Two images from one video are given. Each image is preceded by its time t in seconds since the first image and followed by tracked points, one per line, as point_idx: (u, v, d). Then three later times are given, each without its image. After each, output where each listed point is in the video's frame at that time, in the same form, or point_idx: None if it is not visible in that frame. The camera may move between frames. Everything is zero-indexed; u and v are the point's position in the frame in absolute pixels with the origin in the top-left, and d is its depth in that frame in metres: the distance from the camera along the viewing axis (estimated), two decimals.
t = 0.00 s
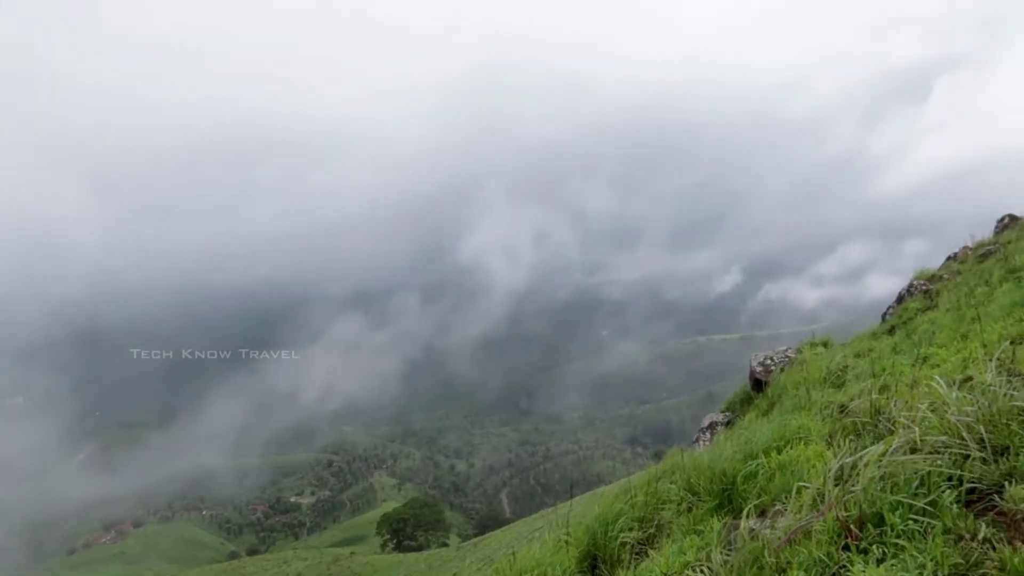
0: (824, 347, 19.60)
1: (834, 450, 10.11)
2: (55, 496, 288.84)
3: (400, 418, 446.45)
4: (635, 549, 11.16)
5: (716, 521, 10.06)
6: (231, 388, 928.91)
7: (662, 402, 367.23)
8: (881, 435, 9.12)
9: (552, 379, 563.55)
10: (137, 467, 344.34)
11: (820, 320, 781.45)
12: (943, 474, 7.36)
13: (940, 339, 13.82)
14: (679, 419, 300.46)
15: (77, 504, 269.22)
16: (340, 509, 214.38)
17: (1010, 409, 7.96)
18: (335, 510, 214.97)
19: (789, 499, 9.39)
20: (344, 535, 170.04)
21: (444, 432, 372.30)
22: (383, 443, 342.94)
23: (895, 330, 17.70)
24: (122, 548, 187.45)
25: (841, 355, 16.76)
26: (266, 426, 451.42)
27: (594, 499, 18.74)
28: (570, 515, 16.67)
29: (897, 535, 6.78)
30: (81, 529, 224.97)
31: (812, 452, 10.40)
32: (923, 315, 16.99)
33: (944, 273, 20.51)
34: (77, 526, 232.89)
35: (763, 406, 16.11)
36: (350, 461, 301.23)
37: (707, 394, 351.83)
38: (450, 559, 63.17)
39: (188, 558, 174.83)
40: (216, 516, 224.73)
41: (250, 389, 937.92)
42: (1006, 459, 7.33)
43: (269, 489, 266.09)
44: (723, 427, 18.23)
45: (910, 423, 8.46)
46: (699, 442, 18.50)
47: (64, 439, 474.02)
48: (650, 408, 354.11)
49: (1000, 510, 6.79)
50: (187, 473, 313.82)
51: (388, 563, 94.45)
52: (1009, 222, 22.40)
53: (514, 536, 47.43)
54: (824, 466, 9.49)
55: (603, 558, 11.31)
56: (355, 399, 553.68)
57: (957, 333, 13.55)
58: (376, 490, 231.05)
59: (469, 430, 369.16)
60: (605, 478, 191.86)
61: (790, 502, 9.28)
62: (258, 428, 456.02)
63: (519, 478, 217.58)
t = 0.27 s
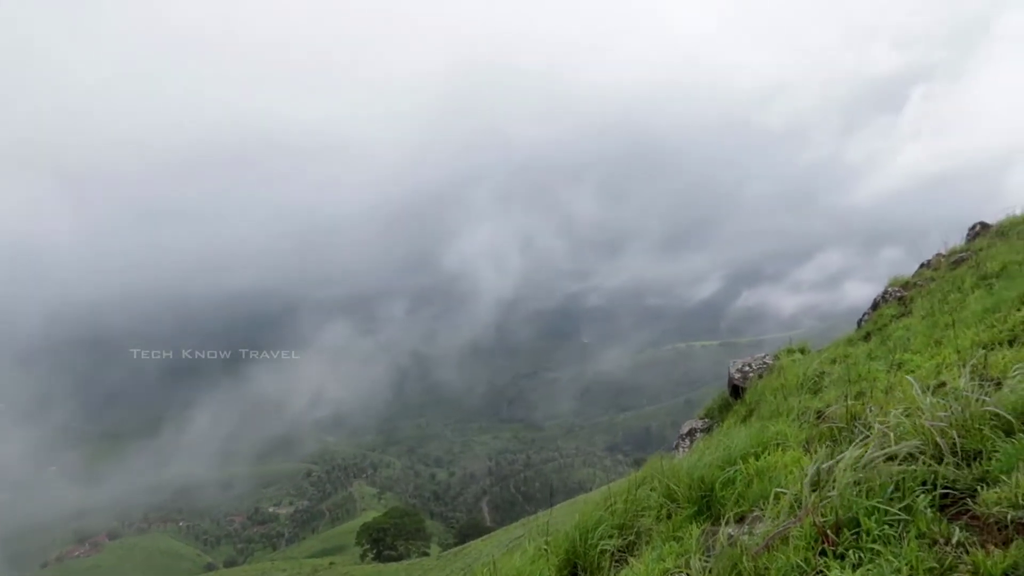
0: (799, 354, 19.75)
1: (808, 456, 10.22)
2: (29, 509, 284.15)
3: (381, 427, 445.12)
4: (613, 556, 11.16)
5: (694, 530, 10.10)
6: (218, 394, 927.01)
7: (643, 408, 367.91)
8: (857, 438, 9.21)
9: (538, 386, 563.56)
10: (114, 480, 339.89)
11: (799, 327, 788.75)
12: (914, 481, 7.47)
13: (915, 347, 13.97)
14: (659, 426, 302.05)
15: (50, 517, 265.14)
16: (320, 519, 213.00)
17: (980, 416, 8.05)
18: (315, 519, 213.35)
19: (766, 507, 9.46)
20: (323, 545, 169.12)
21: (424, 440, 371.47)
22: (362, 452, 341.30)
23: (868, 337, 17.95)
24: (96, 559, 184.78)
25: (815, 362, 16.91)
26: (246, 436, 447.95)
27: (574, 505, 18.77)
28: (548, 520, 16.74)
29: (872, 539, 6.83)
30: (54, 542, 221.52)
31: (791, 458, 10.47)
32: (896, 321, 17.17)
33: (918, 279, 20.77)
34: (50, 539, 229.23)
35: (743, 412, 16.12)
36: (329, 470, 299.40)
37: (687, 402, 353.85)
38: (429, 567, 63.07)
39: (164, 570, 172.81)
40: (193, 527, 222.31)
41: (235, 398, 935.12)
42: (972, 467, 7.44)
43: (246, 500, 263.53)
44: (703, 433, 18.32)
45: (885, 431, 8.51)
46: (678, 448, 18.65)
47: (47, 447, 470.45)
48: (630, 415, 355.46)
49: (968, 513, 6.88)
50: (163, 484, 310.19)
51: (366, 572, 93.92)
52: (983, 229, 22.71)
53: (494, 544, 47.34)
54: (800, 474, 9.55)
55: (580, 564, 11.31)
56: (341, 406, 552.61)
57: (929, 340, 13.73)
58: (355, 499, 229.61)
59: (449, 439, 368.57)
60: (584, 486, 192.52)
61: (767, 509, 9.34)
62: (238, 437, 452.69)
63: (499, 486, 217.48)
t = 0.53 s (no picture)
0: (786, 361, 19.88)
1: (795, 463, 10.26)
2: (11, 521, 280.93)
3: (368, 436, 443.23)
4: (599, 565, 11.15)
5: (682, 535, 10.13)
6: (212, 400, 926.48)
7: (631, 416, 368.16)
8: (837, 449, 9.28)
9: (531, 393, 563.59)
10: (97, 492, 336.61)
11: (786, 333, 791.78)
12: (900, 485, 7.51)
13: (898, 353, 14.10)
14: (647, 433, 302.36)
15: (32, 529, 262.26)
16: (306, 529, 211.68)
17: (957, 421, 8.14)
18: (301, 530, 211.96)
19: (751, 512, 9.48)
20: (310, 555, 168.11)
21: (412, 449, 370.08)
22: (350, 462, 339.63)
23: (854, 343, 18.04)
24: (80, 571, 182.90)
25: (802, 369, 16.99)
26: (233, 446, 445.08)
27: (560, 511, 18.80)
28: (536, 527, 16.77)
29: (851, 548, 6.87)
30: (36, 555, 219.01)
31: (776, 468, 10.51)
32: (882, 329, 17.31)
33: (902, 286, 20.95)
34: (32, 551, 226.63)
35: (726, 422, 16.19)
36: (316, 480, 297.88)
37: (675, 408, 354.52)
38: None
39: None
40: (178, 538, 220.35)
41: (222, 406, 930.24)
42: (955, 472, 7.50)
43: (231, 510, 261.45)
44: (688, 440, 18.41)
45: (867, 439, 8.58)
46: (666, 457, 18.65)
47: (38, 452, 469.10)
48: (619, 422, 355.59)
49: (952, 519, 6.95)
50: (148, 495, 307.46)
51: None
52: (962, 236, 22.97)
53: (483, 552, 47.11)
54: (780, 481, 9.60)
55: (567, 571, 11.31)
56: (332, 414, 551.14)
57: (912, 348, 13.85)
58: (342, 509, 228.43)
59: (437, 447, 367.39)
60: (573, 494, 192.48)
61: (756, 513, 9.33)
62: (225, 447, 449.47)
63: (487, 494, 216.90)
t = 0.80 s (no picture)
0: (770, 368, 20.01)
1: (778, 472, 10.30)
2: None
3: (354, 446, 441.32)
4: (584, 574, 11.16)
5: (667, 545, 10.13)
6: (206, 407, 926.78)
7: (617, 424, 368.53)
8: (822, 457, 9.30)
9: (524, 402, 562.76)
10: (79, 503, 333.02)
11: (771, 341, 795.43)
12: (882, 494, 7.54)
13: (882, 359, 14.20)
14: (633, 442, 302.68)
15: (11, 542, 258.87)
16: (290, 539, 210.14)
17: (940, 426, 8.21)
18: (284, 540, 210.49)
19: (734, 521, 9.52)
20: (293, 566, 166.92)
21: (397, 458, 368.78)
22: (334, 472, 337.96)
23: (836, 352, 18.19)
24: None
25: (785, 377, 17.09)
26: (217, 456, 441.64)
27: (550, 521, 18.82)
28: (522, 537, 16.81)
29: (832, 557, 6.90)
30: (15, 567, 216.14)
31: (760, 473, 10.56)
32: (864, 337, 17.45)
33: (884, 295, 21.12)
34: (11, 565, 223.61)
35: (712, 429, 16.24)
36: (301, 490, 295.93)
37: (660, 416, 355.40)
38: None
39: None
40: (160, 549, 218.08)
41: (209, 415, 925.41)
42: (934, 483, 7.55)
43: (214, 521, 259.23)
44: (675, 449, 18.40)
45: (848, 443, 8.66)
46: (651, 465, 18.67)
47: (30, 456, 468.36)
48: (604, 430, 355.84)
49: (934, 524, 7.00)
50: (130, 507, 304.31)
51: None
52: (945, 245, 23.20)
53: (471, 561, 46.94)
54: (770, 489, 9.60)
55: None
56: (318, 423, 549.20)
57: (894, 355, 13.97)
58: (326, 519, 226.99)
59: (423, 457, 366.06)
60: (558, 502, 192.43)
61: (739, 522, 9.36)
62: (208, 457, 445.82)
63: (472, 503, 216.22)
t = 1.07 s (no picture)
0: (749, 376, 20.15)
1: (759, 479, 10.37)
2: None
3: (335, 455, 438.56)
4: None
5: (644, 554, 10.16)
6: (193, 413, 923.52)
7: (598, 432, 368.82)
8: (801, 461, 9.39)
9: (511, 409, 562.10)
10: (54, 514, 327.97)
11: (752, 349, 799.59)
12: (862, 497, 7.63)
13: (858, 366, 14.37)
14: (614, 450, 303.03)
15: None
16: (269, 550, 208.08)
17: (915, 434, 8.30)
18: (264, 551, 208.36)
19: (714, 529, 9.55)
20: None
21: (378, 467, 366.73)
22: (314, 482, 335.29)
23: (814, 358, 18.35)
24: None
25: (766, 384, 17.17)
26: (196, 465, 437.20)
27: (534, 527, 18.80)
28: (502, 547, 16.76)
29: (811, 560, 6.94)
30: None
31: (742, 480, 10.62)
32: (842, 344, 17.62)
33: (860, 302, 21.38)
34: None
35: (693, 436, 16.29)
36: (280, 501, 293.48)
37: (641, 424, 356.21)
38: None
39: None
40: (136, 561, 215.09)
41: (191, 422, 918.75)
42: (912, 483, 7.64)
43: (192, 532, 256.18)
44: (656, 455, 18.44)
45: (828, 451, 8.70)
46: (630, 473, 18.76)
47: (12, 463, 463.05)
48: (586, 439, 356.05)
49: (910, 527, 7.09)
50: (106, 518, 300.26)
51: None
52: (921, 254, 23.50)
53: (454, 570, 46.68)
54: (747, 494, 9.71)
55: None
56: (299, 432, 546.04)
57: (870, 364, 14.14)
58: (306, 530, 225.00)
59: (404, 466, 364.34)
60: (539, 511, 192.14)
61: (717, 531, 9.40)
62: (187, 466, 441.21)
63: (453, 513, 215.21)
